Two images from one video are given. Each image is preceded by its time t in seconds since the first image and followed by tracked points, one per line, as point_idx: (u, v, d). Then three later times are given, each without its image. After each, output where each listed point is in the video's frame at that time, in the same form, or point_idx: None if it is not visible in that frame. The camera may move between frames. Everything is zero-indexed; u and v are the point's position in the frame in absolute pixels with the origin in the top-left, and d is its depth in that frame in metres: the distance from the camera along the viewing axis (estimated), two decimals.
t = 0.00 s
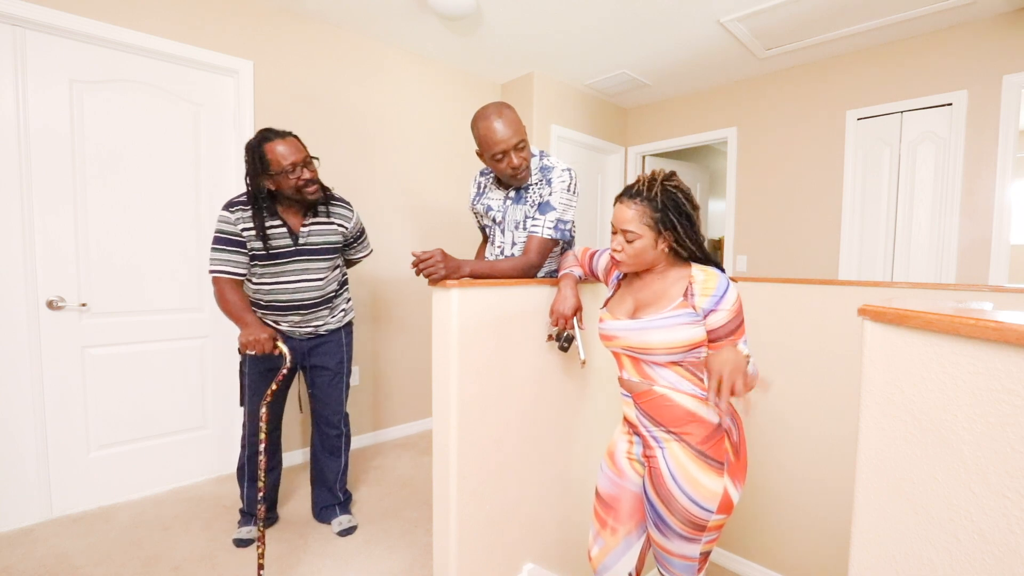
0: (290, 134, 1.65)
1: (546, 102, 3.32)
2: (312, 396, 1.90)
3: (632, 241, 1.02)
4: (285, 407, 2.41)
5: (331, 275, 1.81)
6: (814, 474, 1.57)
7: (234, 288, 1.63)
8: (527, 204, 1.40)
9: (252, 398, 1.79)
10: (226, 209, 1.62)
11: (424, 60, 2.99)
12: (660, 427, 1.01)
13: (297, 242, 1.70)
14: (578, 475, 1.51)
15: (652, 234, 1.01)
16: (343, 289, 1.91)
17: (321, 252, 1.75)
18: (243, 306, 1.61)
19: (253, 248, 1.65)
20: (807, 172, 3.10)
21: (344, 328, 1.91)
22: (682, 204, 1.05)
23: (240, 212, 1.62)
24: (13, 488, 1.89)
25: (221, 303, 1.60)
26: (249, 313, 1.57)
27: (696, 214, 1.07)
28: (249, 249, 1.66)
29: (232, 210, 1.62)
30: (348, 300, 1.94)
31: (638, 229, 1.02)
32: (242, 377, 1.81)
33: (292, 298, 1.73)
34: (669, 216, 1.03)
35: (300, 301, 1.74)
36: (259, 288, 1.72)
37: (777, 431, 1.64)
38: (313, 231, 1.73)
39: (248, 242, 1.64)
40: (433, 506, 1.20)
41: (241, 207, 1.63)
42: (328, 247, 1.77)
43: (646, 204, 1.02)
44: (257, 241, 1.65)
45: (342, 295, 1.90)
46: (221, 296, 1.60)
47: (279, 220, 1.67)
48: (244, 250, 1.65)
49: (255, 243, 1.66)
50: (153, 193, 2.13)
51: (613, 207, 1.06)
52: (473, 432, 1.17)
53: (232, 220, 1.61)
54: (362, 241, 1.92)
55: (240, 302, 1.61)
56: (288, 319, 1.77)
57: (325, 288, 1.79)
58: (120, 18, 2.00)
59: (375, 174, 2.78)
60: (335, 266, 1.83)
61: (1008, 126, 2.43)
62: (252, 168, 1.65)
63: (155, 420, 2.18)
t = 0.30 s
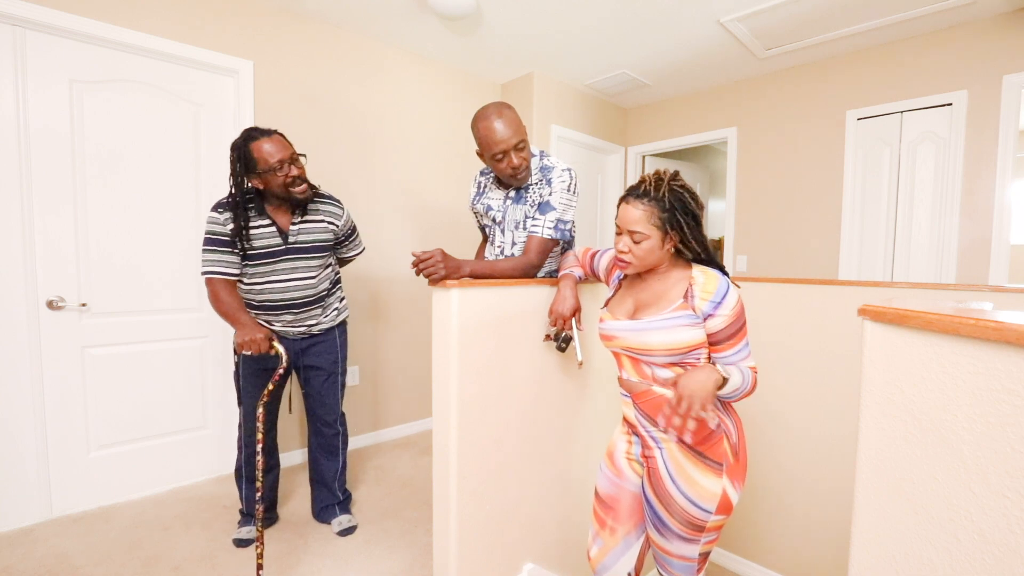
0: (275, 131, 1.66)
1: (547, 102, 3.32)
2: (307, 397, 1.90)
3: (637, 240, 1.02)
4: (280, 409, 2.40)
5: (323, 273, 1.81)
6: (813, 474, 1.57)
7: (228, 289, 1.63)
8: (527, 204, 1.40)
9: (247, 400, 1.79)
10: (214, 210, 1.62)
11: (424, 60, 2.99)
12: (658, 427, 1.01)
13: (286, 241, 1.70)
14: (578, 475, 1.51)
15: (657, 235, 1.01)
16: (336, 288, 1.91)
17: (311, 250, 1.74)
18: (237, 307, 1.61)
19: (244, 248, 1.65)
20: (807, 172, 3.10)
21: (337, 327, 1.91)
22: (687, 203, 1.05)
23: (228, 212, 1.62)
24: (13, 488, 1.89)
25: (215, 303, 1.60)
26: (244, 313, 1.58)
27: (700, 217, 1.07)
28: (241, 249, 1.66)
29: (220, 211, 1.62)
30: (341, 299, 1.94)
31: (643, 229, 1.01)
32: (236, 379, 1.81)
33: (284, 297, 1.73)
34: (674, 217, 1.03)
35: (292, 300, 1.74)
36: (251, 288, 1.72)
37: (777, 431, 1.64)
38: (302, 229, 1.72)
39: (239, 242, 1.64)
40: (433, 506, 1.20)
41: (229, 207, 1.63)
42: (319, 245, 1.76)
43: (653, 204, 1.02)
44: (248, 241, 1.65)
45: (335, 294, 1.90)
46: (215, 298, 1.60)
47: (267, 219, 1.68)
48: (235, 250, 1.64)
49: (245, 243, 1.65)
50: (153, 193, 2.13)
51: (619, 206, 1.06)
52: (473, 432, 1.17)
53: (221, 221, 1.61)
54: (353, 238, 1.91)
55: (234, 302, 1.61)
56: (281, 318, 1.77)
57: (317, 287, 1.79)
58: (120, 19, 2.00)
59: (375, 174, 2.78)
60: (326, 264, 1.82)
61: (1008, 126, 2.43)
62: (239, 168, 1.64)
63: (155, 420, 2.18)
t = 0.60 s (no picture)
0: (275, 130, 1.66)
1: (547, 102, 3.32)
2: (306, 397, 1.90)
3: (629, 234, 1.02)
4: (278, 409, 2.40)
5: (321, 273, 1.81)
6: (813, 474, 1.57)
7: (224, 288, 1.62)
8: (527, 204, 1.40)
9: (245, 400, 1.79)
10: (212, 208, 1.62)
11: (424, 60, 2.99)
12: (658, 427, 1.02)
13: (285, 240, 1.70)
14: (578, 475, 1.51)
15: (650, 230, 1.01)
16: (334, 288, 1.91)
17: (310, 249, 1.75)
18: (234, 306, 1.60)
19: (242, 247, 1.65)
20: (807, 172, 3.10)
21: (335, 327, 1.91)
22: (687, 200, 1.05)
23: (227, 211, 1.62)
24: (13, 488, 1.89)
25: (211, 302, 1.59)
26: (241, 313, 1.57)
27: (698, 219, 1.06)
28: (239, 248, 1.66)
29: (219, 210, 1.62)
30: (339, 299, 1.94)
31: (636, 224, 1.02)
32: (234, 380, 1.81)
33: (282, 296, 1.73)
34: (669, 215, 1.02)
35: (291, 299, 1.74)
36: (248, 288, 1.72)
37: (777, 431, 1.64)
38: (301, 228, 1.73)
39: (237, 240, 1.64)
40: (433, 506, 1.20)
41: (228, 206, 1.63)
42: (317, 245, 1.77)
43: (648, 200, 1.03)
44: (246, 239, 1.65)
45: (333, 294, 1.90)
46: (212, 297, 1.59)
47: (266, 218, 1.68)
48: (233, 249, 1.64)
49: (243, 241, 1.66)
50: (153, 193, 2.13)
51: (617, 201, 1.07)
52: (473, 432, 1.17)
53: (219, 219, 1.61)
54: (351, 238, 1.92)
55: (229, 301, 1.60)
56: (279, 318, 1.77)
57: (315, 286, 1.79)
58: (120, 19, 2.00)
59: (375, 174, 2.78)
60: (325, 264, 1.83)
61: (1008, 126, 2.43)
62: (237, 166, 1.64)
63: (156, 420, 2.18)
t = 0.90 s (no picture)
0: (282, 132, 1.66)
1: (547, 102, 3.32)
2: (307, 396, 1.90)
3: (627, 215, 1.05)
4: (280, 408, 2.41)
5: (324, 274, 1.81)
6: (813, 474, 1.57)
7: (226, 289, 1.61)
8: (527, 204, 1.40)
9: (247, 400, 1.79)
10: (217, 209, 1.62)
11: (424, 60, 2.99)
12: (658, 428, 1.02)
13: (290, 241, 1.70)
14: (578, 475, 1.51)
15: (647, 210, 1.04)
16: (336, 289, 1.92)
17: (313, 251, 1.75)
18: (235, 306, 1.60)
19: (245, 248, 1.65)
20: (807, 172, 3.10)
21: (337, 327, 1.91)
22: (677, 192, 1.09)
23: (231, 212, 1.62)
24: (13, 488, 1.89)
25: (212, 303, 1.59)
26: (241, 313, 1.56)
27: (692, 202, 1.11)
28: (242, 249, 1.66)
29: (223, 211, 1.62)
30: (341, 299, 1.95)
31: (633, 204, 1.05)
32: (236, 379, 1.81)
33: (285, 297, 1.73)
34: (665, 196, 1.06)
35: (293, 301, 1.74)
36: (251, 289, 1.72)
37: (778, 431, 1.64)
38: (305, 230, 1.73)
39: (240, 242, 1.64)
40: (433, 506, 1.20)
41: (233, 207, 1.63)
42: (320, 246, 1.77)
43: (643, 184, 1.07)
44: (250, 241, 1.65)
45: (335, 295, 1.91)
46: (213, 297, 1.59)
47: (271, 220, 1.68)
48: (237, 250, 1.64)
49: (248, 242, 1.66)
50: (153, 193, 2.13)
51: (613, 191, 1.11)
52: (473, 432, 1.17)
53: (224, 220, 1.61)
54: (354, 239, 1.92)
55: (230, 301, 1.60)
56: (282, 319, 1.76)
57: (318, 288, 1.79)
58: (120, 18, 2.00)
59: (375, 174, 2.78)
60: (328, 265, 1.83)
61: (1008, 126, 2.43)
62: (244, 167, 1.65)
63: (156, 420, 2.18)
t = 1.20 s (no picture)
0: (292, 133, 1.66)
1: (547, 102, 3.32)
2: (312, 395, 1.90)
3: (623, 213, 1.07)
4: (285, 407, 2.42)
5: (331, 275, 1.81)
6: (813, 474, 1.57)
7: (230, 289, 1.62)
8: (527, 204, 1.40)
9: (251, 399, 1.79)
10: (225, 209, 1.63)
11: (424, 60, 2.99)
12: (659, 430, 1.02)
13: (297, 242, 1.70)
14: (578, 475, 1.51)
15: (641, 204, 1.07)
16: (343, 289, 1.92)
17: (320, 252, 1.75)
18: (239, 306, 1.60)
19: (252, 248, 1.66)
20: (807, 171, 3.10)
21: (344, 328, 1.91)
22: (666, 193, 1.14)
23: (239, 212, 1.62)
24: (13, 488, 1.89)
25: (217, 303, 1.59)
26: (244, 313, 1.56)
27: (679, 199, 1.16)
28: (249, 249, 1.66)
29: (231, 210, 1.62)
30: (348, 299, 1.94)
31: (628, 201, 1.08)
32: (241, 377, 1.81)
33: (292, 298, 1.73)
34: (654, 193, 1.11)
35: (300, 302, 1.74)
36: (258, 289, 1.72)
37: (778, 431, 1.64)
38: (313, 231, 1.73)
39: (247, 242, 1.64)
40: (433, 506, 1.20)
41: (240, 207, 1.63)
42: (328, 248, 1.77)
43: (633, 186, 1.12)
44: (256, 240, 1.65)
45: (341, 295, 1.91)
46: (217, 296, 1.60)
47: (279, 220, 1.68)
48: (243, 250, 1.64)
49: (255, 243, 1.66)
50: (153, 193, 2.13)
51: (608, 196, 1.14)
52: (473, 432, 1.17)
53: (231, 220, 1.61)
54: (361, 241, 1.92)
55: (235, 301, 1.60)
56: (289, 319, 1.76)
57: (325, 288, 1.79)
58: (120, 19, 2.00)
59: (375, 174, 2.78)
60: (334, 266, 1.83)
61: (1008, 126, 2.43)
62: (253, 166, 1.64)
63: (156, 420, 2.19)
